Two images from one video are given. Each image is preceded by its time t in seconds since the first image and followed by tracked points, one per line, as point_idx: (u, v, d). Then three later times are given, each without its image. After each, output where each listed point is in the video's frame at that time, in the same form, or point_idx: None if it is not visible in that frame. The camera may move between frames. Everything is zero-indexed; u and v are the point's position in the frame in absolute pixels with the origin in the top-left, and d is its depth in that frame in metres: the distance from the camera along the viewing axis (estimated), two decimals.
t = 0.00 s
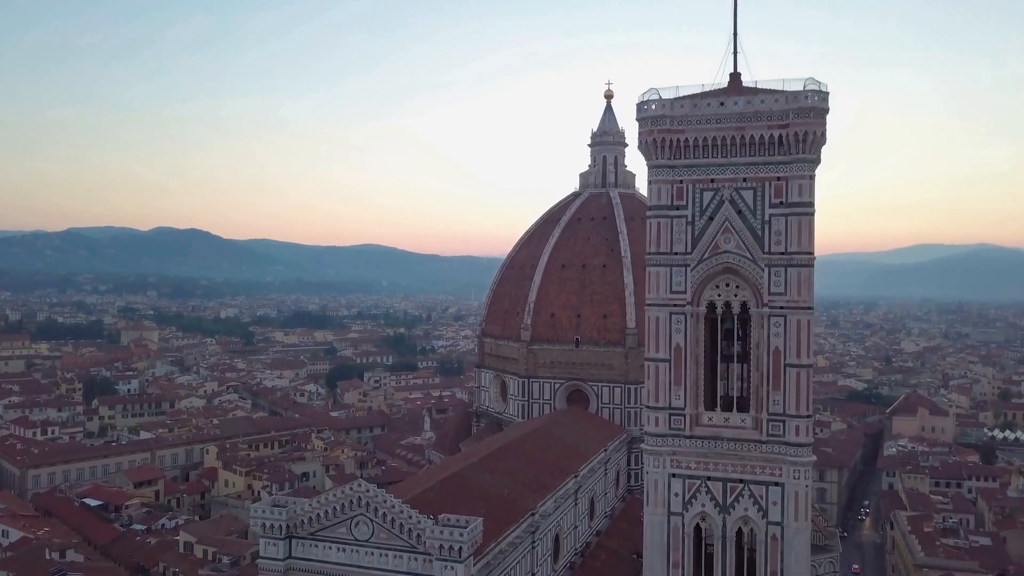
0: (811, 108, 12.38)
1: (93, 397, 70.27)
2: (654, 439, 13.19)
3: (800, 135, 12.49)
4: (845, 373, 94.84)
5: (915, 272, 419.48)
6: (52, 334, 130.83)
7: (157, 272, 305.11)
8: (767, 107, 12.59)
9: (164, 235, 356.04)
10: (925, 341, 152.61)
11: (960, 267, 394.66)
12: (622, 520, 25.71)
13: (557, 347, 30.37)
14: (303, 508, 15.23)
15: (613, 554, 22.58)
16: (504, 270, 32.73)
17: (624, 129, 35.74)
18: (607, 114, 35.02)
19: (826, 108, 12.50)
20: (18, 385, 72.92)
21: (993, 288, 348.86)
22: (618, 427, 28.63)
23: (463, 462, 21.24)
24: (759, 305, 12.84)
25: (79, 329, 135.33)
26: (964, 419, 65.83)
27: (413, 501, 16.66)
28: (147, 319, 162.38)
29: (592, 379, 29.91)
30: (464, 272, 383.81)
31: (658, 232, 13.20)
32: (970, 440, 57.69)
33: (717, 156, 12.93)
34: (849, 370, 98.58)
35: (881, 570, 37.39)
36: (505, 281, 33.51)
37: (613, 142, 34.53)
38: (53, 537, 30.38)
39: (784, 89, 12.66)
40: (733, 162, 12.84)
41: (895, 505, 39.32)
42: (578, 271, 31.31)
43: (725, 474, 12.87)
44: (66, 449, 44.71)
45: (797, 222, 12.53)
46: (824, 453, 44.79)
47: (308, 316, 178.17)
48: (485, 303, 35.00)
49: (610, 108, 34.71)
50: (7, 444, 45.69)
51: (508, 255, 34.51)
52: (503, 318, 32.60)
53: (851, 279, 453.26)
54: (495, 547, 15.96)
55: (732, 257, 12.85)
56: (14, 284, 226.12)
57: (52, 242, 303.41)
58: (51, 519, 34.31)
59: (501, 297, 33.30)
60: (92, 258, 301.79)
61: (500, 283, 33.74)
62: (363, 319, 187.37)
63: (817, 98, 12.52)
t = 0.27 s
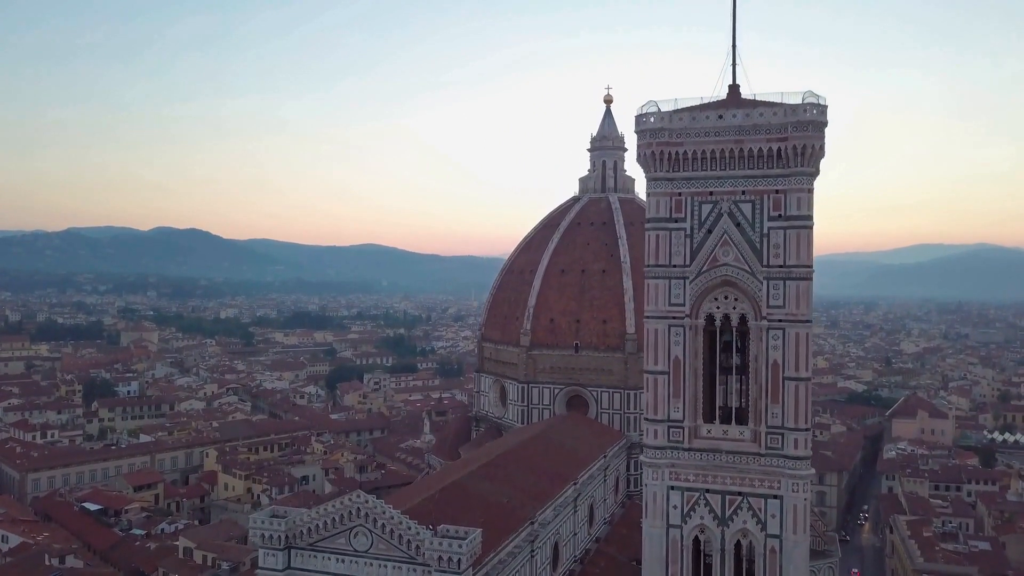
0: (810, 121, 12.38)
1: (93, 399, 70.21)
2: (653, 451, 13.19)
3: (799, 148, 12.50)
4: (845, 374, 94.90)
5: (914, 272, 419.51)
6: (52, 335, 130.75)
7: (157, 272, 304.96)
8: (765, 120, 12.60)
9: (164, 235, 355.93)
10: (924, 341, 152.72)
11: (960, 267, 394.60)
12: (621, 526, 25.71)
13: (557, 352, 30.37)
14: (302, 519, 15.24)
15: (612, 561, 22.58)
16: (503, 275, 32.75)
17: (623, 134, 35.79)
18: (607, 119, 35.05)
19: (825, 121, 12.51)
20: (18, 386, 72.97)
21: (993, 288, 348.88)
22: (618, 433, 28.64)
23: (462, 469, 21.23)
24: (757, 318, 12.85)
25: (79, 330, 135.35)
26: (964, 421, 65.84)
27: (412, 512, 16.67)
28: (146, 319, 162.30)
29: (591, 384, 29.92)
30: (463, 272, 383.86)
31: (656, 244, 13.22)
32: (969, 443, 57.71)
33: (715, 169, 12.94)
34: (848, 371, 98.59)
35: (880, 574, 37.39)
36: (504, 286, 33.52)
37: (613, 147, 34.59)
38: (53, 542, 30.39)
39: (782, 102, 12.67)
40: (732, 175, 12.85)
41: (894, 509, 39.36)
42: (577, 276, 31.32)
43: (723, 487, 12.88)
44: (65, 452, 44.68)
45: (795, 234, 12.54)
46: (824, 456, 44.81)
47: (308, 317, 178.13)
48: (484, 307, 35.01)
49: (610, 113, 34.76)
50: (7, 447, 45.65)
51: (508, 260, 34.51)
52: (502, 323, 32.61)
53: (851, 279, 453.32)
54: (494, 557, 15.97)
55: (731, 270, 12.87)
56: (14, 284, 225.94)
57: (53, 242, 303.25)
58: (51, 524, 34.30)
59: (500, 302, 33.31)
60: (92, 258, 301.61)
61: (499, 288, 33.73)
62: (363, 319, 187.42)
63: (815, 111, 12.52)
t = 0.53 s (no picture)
0: (808, 135, 12.41)
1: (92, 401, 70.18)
2: (651, 463, 13.20)
3: (797, 161, 12.52)
4: (845, 375, 94.97)
5: (914, 272, 419.49)
6: (51, 336, 130.69)
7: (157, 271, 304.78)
8: (764, 133, 12.60)
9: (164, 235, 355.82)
10: (923, 342, 152.78)
11: (960, 267, 394.55)
12: (620, 532, 25.70)
13: (556, 357, 30.39)
14: (301, 529, 15.27)
15: (611, 568, 22.58)
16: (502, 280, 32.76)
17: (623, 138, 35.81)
18: (607, 123, 35.07)
19: (824, 134, 12.51)
20: (17, 388, 72.93)
21: (992, 288, 348.91)
22: (617, 438, 28.64)
23: (462, 475, 21.23)
24: (756, 330, 12.86)
25: (79, 331, 135.28)
26: (963, 423, 65.85)
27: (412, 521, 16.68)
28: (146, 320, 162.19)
29: (591, 389, 29.92)
30: (463, 272, 383.93)
31: (655, 257, 13.24)
32: (969, 446, 57.70)
33: (714, 182, 12.95)
34: (848, 372, 98.52)
35: None
36: (503, 290, 33.54)
37: (612, 152, 34.63)
38: (52, 548, 30.37)
39: (781, 115, 12.67)
40: (730, 187, 12.86)
41: (893, 512, 39.40)
42: (576, 281, 31.33)
43: (722, 499, 12.89)
44: (65, 456, 44.70)
45: (794, 248, 12.55)
46: (824, 460, 44.83)
47: (308, 317, 178.06)
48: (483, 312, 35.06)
49: (609, 117, 34.78)
50: (6, 451, 45.67)
51: (507, 264, 34.54)
52: (501, 327, 32.65)
53: (851, 279, 453.47)
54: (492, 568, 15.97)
55: (729, 282, 12.88)
56: (13, 284, 225.74)
57: (53, 241, 303.05)
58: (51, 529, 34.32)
59: (500, 307, 33.34)
60: (92, 258, 301.43)
61: (498, 292, 33.76)
62: (363, 320, 187.19)
63: (814, 125, 12.53)
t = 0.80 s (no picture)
0: (807, 146, 12.41)
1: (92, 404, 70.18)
2: (650, 474, 13.20)
3: (796, 173, 12.52)
4: (845, 377, 94.93)
5: (914, 272, 419.43)
6: (51, 337, 130.60)
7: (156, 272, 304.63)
8: (763, 144, 12.61)
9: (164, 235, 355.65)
10: (924, 343, 152.69)
11: (959, 267, 394.52)
12: (620, 539, 25.69)
13: (556, 362, 30.37)
14: (301, 539, 15.28)
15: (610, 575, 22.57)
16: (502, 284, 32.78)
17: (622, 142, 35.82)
18: (606, 128, 35.08)
19: (822, 146, 12.52)
20: (17, 390, 72.93)
21: (992, 289, 348.80)
22: (616, 443, 28.63)
23: (462, 482, 21.26)
24: (754, 342, 12.87)
25: (78, 332, 135.24)
26: (963, 426, 65.82)
27: (412, 530, 16.71)
28: (145, 321, 162.07)
29: (590, 394, 29.93)
30: (463, 272, 383.86)
31: (654, 267, 13.24)
32: (969, 448, 57.71)
33: (713, 193, 12.95)
34: (848, 374, 98.54)
35: None
36: (502, 295, 33.55)
37: (612, 156, 34.64)
38: (52, 552, 30.37)
39: (780, 127, 12.66)
40: (729, 199, 12.87)
41: (893, 516, 39.43)
42: (576, 286, 31.34)
43: (720, 510, 12.90)
44: (65, 459, 44.72)
45: (793, 259, 12.56)
46: (823, 463, 44.84)
47: (307, 317, 177.97)
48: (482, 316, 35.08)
49: (609, 122, 34.80)
50: (6, 454, 45.68)
51: (507, 268, 34.54)
52: (501, 332, 32.65)
53: (850, 279, 453.49)
54: None
55: (728, 293, 12.88)
56: (13, 285, 225.68)
57: (52, 242, 302.97)
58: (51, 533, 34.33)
59: (499, 311, 33.34)
60: (92, 258, 301.31)
61: (498, 297, 33.76)
62: (363, 320, 187.06)
63: (813, 136, 12.53)
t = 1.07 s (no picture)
0: (805, 160, 12.43)
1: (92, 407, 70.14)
2: (649, 486, 13.21)
3: (795, 187, 12.53)
4: (845, 379, 94.90)
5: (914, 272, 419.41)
6: (51, 339, 130.52)
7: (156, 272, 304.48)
8: (762, 158, 12.62)
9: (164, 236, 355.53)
10: (923, 344, 152.69)
11: (959, 268, 394.39)
12: (619, 545, 25.69)
13: (555, 367, 30.37)
14: (300, 550, 15.29)
15: None
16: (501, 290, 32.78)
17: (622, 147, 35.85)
18: (606, 133, 35.10)
19: (821, 159, 12.54)
20: (17, 393, 72.88)
21: (992, 289, 348.81)
22: (616, 449, 28.64)
23: (461, 490, 21.30)
24: (753, 355, 12.89)
25: (78, 333, 135.18)
26: (963, 428, 65.81)
27: (411, 540, 16.74)
28: (145, 322, 162.00)
29: (589, 400, 29.94)
30: (463, 273, 383.86)
31: (653, 280, 13.25)
32: (968, 451, 57.73)
33: (712, 206, 12.97)
34: (848, 376, 98.55)
35: None
36: (502, 300, 33.56)
37: (612, 162, 34.68)
38: (52, 558, 30.33)
39: (779, 140, 12.68)
40: (728, 212, 12.88)
41: (892, 520, 39.46)
42: (575, 291, 31.35)
43: (719, 522, 12.91)
44: (65, 463, 44.70)
45: (791, 272, 12.58)
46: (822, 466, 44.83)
47: (307, 318, 177.90)
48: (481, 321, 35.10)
49: (609, 127, 34.83)
50: (6, 458, 45.67)
51: (506, 273, 34.54)
52: (500, 337, 32.65)
53: (850, 279, 453.53)
54: None
55: (726, 306, 12.89)
56: (13, 285, 225.61)
57: (52, 242, 302.90)
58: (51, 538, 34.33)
59: (498, 316, 33.35)
60: (92, 258, 301.23)
61: (497, 302, 33.77)
62: (363, 321, 187.02)
63: (812, 149, 12.55)
